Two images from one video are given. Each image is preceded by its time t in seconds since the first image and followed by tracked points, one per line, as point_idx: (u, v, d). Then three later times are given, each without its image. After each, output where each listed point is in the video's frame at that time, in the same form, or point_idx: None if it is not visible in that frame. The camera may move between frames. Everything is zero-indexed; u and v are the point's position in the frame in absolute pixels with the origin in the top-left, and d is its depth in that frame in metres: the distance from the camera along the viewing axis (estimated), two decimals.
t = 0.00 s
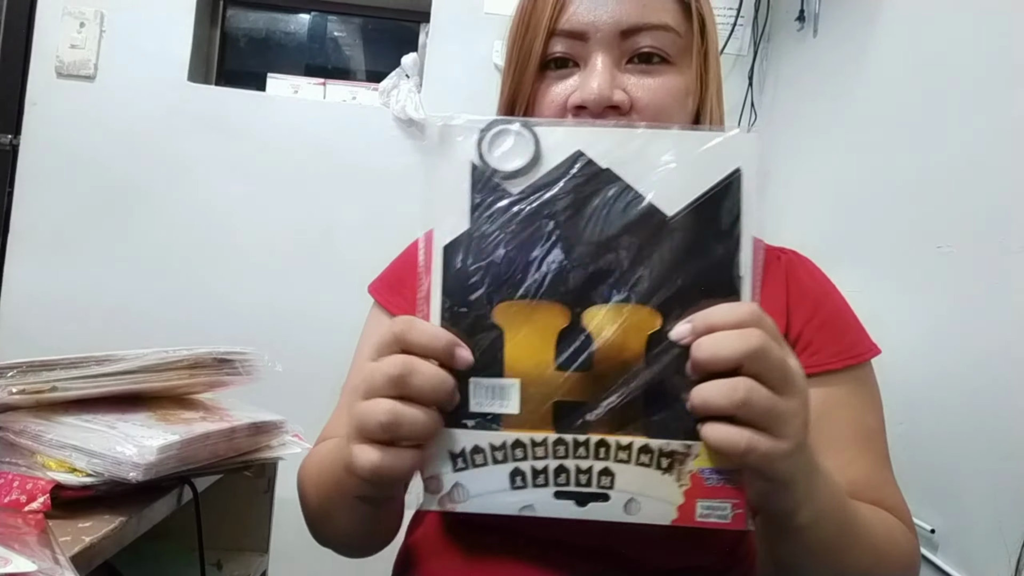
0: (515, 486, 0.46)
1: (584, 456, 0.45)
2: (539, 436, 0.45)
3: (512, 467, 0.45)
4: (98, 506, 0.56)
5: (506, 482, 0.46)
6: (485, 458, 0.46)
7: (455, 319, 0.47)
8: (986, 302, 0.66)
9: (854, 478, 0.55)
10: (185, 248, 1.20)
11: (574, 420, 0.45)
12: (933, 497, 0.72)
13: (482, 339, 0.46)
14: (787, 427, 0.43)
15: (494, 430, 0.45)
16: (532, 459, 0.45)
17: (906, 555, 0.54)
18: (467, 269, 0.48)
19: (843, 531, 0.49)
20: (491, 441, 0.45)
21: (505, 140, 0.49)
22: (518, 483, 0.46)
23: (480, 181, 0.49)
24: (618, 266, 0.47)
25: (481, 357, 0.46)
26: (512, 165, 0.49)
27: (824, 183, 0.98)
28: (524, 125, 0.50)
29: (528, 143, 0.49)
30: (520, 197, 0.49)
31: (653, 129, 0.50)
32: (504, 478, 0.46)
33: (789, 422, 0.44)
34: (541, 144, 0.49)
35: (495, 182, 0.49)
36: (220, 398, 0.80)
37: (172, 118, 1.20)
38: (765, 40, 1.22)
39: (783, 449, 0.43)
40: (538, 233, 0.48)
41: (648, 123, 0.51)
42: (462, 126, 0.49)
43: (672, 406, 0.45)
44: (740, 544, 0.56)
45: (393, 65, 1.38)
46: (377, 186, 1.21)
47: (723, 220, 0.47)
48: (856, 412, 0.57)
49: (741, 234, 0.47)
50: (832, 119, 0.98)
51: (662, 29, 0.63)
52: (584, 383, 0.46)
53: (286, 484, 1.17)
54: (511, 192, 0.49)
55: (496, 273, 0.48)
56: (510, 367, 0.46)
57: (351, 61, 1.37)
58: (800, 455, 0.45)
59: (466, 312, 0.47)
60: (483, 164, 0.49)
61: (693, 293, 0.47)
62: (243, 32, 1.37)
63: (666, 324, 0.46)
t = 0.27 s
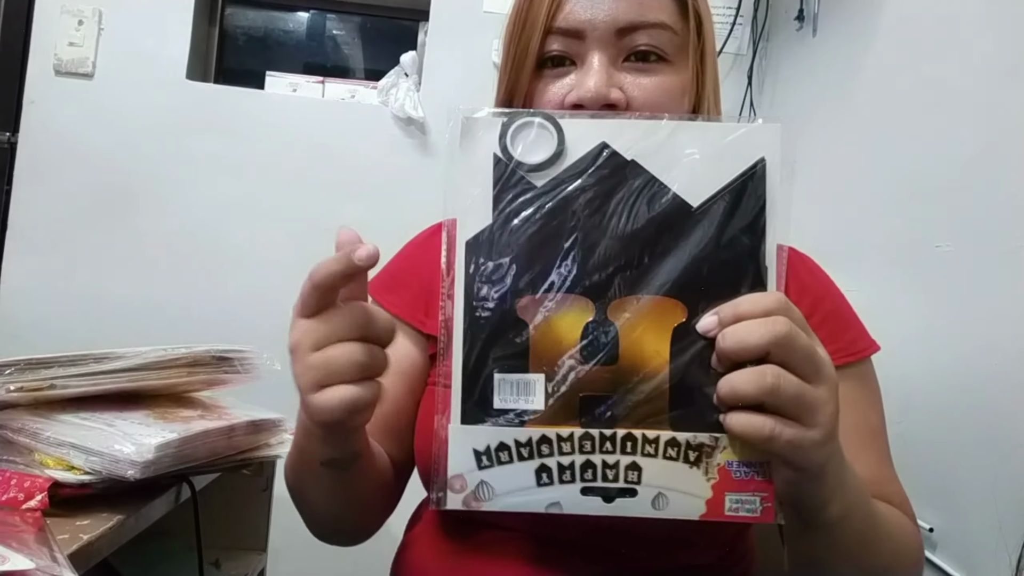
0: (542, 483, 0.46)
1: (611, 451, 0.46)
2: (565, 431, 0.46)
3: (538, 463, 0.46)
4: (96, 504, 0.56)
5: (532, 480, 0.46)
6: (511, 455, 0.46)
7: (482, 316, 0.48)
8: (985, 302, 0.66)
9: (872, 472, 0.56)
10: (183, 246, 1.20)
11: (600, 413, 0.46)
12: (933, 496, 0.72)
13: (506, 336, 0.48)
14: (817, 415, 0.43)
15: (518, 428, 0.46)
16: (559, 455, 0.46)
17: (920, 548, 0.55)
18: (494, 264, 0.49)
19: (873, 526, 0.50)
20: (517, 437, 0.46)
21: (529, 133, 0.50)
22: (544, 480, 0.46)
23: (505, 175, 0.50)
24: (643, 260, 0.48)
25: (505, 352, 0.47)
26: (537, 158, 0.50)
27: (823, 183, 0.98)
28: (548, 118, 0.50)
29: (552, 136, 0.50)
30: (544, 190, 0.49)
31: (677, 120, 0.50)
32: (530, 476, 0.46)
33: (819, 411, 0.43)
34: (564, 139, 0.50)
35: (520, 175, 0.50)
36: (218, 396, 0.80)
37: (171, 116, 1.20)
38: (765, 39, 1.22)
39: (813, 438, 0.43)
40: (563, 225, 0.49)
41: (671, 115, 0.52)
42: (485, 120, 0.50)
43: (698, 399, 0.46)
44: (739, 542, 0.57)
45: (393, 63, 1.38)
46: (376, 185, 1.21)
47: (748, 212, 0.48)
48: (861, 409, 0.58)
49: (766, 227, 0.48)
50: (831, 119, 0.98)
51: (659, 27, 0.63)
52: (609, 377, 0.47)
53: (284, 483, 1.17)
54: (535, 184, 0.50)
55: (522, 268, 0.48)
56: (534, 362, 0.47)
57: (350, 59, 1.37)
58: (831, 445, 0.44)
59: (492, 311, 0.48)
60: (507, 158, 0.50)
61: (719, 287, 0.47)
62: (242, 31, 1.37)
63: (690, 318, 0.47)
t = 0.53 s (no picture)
0: (533, 489, 0.45)
1: (602, 456, 0.45)
2: (557, 437, 0.45)
3: (529, 469, 0.45)
4: (98, 505, 0.56)
5: (523, 486, 0.45)
6: (501, 462, 0.46)
7: (472, 323, 0.48)
8: (987, 301, 0.66)
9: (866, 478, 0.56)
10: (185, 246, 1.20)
11: (592, 418, 0.46)
12: (934, 496, 0.72)
13: (497, 343, 0.47)
14: (806, 417, 0.44)
15: (509, 433, 0.46)
16: (550, 461, 0.45)
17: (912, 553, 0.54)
18: (484, 270, 0.49)
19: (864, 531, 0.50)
20: (507, 444, 0.46)
21: (517, 141, 0.50)
22: (535, 486, 0.45)
23: (493, 182, 0.50)
24: (632, 265, 0.48)
25: (496, 358, 0.47)
26: (525, 165, 0.50)
27: (824, 183, 0.98)
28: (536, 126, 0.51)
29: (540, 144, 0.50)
30: (533, 197, 0.50)
31: (663, 129, 0.51)
32: (521, 482, 0.45)
33: (809, 413, 0.44)
34: (552, 147, 0.50)
35: (509, 182, 0.50)
36: (220, 396, 0.81)
37: (173, 117, 1.20)
38: (766, 39, 1.22)
39: (804, 441, 0.44)
40: (552, 231, 0.49)
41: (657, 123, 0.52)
42: (475, 128, 0.51)
43: (690, 404, 0.46)
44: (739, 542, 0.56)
45: (394, 64, 1.38)
46: (378, 185, 1.21)
47: (736, 217, 0.48)
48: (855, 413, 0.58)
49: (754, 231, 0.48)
50: (832, 119, 0.98)
51: (658, 29, 0.63)
52: (598, 382, 0.46)
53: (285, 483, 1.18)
54: (524, 193, 0.50)
55: (512, 274, 0.49)
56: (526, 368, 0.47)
57: (351, 60, 1.37)
58: (822, 449, 0.45)
59: (482, 318, 0.48)
60: (496, 165, 0.50)
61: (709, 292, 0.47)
62: (244, 31, 1.37)
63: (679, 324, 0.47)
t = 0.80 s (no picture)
0: (532, 491, 0.46)
1: (601, 460, 0.45)
2: (558, 440, 0.45)
3: (528, 472, 0.45)
4: (96, 505, 0.56)
5: (523, 488, 0.46)
6: (501, 463, 0.46)
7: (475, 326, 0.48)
8: (985, 302, 0.66)
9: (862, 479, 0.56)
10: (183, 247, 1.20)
11: (593, 422, 0.46)
12: (933, 497, 0.72)
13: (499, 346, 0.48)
14: (807, 426, 0.44)
15: (510, 435, 0.46)
16: (549, 463, 0.45)
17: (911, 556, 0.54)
18: (486, 272, 0.49)
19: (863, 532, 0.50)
20: (508, 446, 0.46)
21: (522, 142, 0.50)
22: (534, 488, 0.46)
23: (497, 183, 0.50)
24: (636, 268, 0.48)
25: (498, 361, 0.47)
26: (530, 167, 0.50)
27: (822, 184, 0.98)
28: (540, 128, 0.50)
29: (545, 146, 0.50)
30: (536, 199, 0.50)
31: (668, 132, 0.51)
32: (521, 484, 0.46)
33: (810, 422, 0.44)
34: (557, 150, 0.50)
35: (513, 184, 0.50)
36: (219, 397, 0.81)
37: (171, 117, 1.20)
38: (764, 40, 1.22)
39: (804, 449, 0.44)
40: (556, 234, 0.49)
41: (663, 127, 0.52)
42: (478, 130, 0.51)
43: (691, 409, 0.46)
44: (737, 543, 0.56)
45: (393, 64, 1.38)
46: (377, 185, 1.21)
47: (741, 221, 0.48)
48: (851, 415, 0.58)
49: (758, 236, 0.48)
50: (831, 121, 0.98)
51: (657, 29, 0.63)
52: (601, 386, 0.47)
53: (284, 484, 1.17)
54: (528, 195, 0.50)
55: (515, 277, 0.49)
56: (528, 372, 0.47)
57: (350, 60, 1.37)
58: (822, 456, 0.45)
59: (486, 320, 0.48)
60: (500, 167, 0.50)
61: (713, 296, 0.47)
62: (242, 31, 1.37)
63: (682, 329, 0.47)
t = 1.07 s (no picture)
0: (532, 491, 0.46)
1: (602, 460, 0.45)
2: (558, 439, 0.45)
3: (529, 471, 0.45)
4: (96, 505, 0.56)
5: (523, 488, 0.46)
6: (502, 462, 0.46)
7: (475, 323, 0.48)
8: (986, 302, 0.66)
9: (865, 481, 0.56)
10: (184, 247, 1.20)
11: (594, 422, 0.46)
12: (934, 498, 0.72)
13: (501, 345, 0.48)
14: (808, 428, 0.44)
15: (510, 434, 0.46)
16: (550, 463, 0.45)
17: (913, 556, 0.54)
18: (488, 270, 0.49)
19: (864, 533, 0.50)
20: (508, 445, 0.46)
21: (525, 140, 0.50)
22: (534, 488, 0.46)
23: (499, 181, 0.50)
24: (638, 268, 0.48)
25: (499, 359, 0.47)
26: (533, 165, 0.50)
27: (823, 184, 0.98)
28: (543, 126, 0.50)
29: (547, 144, 0.50)
30: (538, 197, 0.50)
31: (672, 132, 0.51)
32: (521, 483, 0.45)
33: (811, 424, 0.44)
34: (559, 148, 0.50)
35: (515, 182, 0.50)
36: (219, 397, 0.81)
37: (172, 118, 1.20)
38: (765, 40, 1.22)
39: (805, 450, 0.44)
40: (558, 233, 0.49)
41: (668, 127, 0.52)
42: (481, 127, 0.51)
43: (692, 410, 0.46)
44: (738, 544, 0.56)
45: (393, 64, 1.38)
46: (377, 186, 1.21)
47: (744, 221, 0.48)
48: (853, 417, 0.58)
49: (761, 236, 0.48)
50: (831, 121, 0.98)
51: (656, 30, 0.63)
52: (602, 385, 0.47)
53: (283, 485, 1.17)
54: (530, 193, 0.50)
55: (516, 275, 0.49)
56: (529, 371, 0.47)
57: (350, 61, 1.37)
58: (823, 458, 0.45)
59: (487, 319, 0.48)
60: (503, 166, 0.50)
61: (714, 296, 0.47)
62: (243, 32, 1.37)
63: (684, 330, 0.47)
